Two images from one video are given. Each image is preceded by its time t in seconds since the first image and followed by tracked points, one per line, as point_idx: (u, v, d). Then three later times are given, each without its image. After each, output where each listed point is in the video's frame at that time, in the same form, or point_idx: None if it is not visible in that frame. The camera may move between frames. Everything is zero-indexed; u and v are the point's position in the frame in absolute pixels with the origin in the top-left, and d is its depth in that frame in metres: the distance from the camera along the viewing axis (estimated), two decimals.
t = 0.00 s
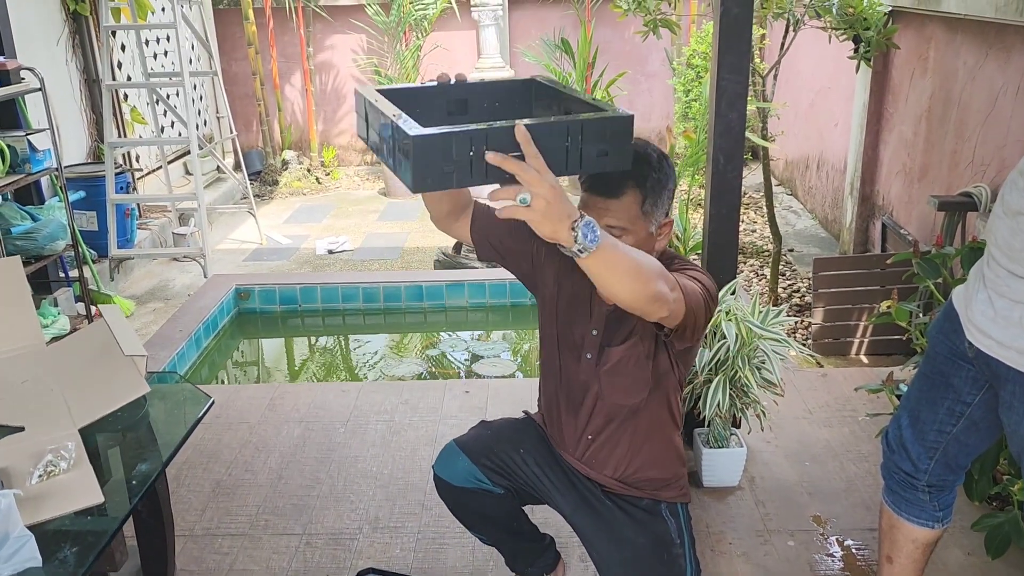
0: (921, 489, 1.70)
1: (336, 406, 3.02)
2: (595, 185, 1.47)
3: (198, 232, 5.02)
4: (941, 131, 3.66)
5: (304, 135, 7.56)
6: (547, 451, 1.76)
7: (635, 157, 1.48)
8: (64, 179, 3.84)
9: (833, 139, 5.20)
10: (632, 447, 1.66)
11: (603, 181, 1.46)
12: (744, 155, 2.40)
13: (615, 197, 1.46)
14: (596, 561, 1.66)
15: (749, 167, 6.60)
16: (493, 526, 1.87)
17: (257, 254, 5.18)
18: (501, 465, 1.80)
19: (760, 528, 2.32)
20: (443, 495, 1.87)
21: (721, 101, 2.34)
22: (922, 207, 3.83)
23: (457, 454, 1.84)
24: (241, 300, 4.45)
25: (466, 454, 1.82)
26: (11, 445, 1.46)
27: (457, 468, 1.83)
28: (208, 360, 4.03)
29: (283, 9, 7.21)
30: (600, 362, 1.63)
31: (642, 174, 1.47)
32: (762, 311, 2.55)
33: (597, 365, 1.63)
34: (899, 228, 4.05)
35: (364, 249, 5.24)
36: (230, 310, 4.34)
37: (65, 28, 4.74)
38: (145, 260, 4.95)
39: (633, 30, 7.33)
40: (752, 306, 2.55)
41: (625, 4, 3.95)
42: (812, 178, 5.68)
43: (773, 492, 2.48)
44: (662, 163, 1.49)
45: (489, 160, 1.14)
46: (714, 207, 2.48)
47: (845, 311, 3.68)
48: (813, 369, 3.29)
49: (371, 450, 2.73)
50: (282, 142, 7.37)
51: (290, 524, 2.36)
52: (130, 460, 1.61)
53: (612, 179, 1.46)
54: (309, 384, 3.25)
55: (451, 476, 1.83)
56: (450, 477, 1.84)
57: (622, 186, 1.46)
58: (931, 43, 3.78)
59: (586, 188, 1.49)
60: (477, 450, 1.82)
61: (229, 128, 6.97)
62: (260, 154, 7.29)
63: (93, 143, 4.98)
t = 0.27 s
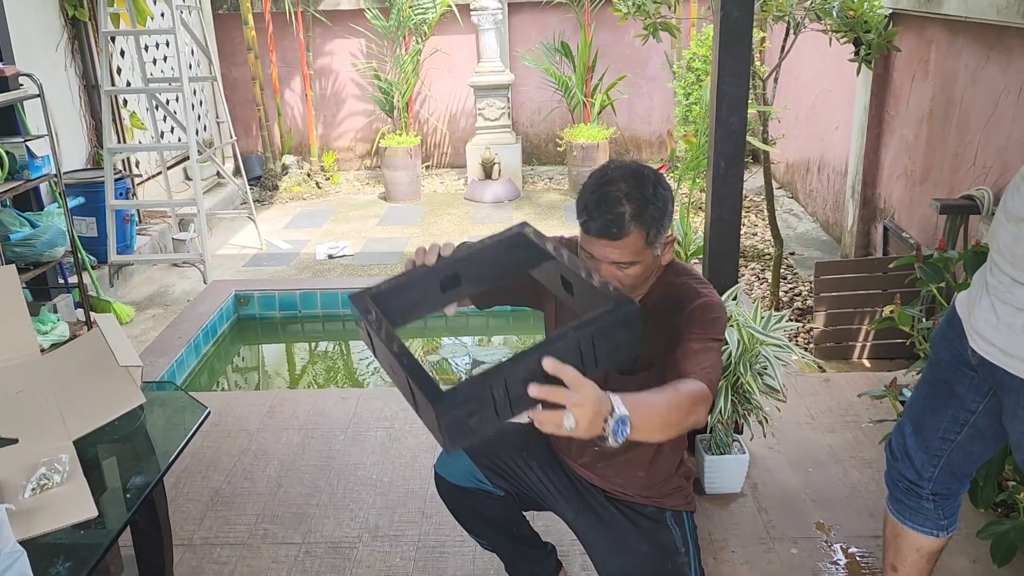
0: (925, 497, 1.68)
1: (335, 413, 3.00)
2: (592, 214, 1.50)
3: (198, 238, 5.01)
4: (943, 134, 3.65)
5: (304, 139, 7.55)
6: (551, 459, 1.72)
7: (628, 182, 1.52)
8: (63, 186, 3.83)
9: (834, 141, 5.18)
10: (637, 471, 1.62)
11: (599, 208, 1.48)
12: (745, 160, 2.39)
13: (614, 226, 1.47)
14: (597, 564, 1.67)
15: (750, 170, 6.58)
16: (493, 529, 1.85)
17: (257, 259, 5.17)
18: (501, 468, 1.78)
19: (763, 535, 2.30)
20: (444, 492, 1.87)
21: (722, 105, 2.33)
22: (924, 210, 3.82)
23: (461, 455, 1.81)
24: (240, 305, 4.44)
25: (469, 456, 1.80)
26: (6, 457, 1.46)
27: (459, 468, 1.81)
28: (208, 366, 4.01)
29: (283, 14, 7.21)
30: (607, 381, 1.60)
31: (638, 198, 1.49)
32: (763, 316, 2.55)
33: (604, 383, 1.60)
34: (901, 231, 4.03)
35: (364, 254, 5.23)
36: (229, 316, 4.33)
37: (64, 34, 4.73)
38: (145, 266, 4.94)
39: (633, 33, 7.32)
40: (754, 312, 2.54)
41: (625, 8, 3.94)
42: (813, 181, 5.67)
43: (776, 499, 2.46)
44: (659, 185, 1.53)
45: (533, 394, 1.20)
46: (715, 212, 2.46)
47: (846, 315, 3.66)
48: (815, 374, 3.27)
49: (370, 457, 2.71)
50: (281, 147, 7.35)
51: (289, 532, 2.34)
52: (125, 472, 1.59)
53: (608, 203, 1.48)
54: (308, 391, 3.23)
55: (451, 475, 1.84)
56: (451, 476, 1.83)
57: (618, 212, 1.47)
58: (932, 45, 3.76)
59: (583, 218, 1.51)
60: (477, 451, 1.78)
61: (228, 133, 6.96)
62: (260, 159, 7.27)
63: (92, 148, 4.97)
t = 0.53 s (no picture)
0: (928, 504, 1.67)
1: (335, 418, 3.00)
2: (603, 242, 1.37)
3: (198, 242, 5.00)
4: (944, 136, 3.63)
5: (304, 142, 7.55)
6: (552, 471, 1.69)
7: (632, 205, 1.41)
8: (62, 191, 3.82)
9: (835, 143, 5.17)
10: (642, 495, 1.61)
11: (611, 235, 1.37)
12: (745, 163, 2.38)
13: (631, 250, 1.35)
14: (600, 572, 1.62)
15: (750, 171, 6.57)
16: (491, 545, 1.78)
17: (257, 263, 5.17)
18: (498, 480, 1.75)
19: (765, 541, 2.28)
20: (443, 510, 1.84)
21: (722, 108, 2.32)
22: (925, 211, 3.80)
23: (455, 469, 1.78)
24: (240, 310, 4.43)
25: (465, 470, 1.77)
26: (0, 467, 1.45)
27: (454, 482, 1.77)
28: (208, 371, 4.00)
29: (283, 17, 7.21)
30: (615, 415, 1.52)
31: (648, 219, 1.39)
32: (765, 320, 2.54)
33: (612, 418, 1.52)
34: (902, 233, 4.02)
35: (364, 257, 5.22)
36: (229, 321, 4.32)
37: (63, 39, 4.73)
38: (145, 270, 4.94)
39: (633, 35, 7.32)
40: (755, 316, 2.52)
41: (625, 10, 3.93)
42: (814, 182, 5.66)
43: (778, 504, 2.44)
44: (662, 205, 1.43)
45: None
46: (715, 215, 2.45)
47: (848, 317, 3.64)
48: (817, 377, 3.26)
49: (370, 463, 2.70)
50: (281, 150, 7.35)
51: (288, 539, 2.33)
52: (122, 480, 1.58)
53: (618, 228, 1.37)
54: (308, 396, 3.22)
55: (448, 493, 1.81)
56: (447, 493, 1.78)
57: (631, 237, 1.36)
58: (932, 46, 3.75)
59: (591, 249, 1.38)
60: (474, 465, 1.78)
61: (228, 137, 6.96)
62: (260, 162, 7.26)
63: (92, 153, 4.97)
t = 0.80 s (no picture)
0: (930, 506, 1.65)
1: (334, 420, 2.98)
2: (605, 291, 1.32)
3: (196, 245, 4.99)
4: (943, 136, 3.62)
5: (302, 145, 7.54)
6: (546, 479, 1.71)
7: (639, 249, 1.34)
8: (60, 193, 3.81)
9: (835, 143, 5.16)
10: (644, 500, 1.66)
11: (613, 285, 1.31)
12: (745, 163, 2.37)
13: (633, 303, 1.30)
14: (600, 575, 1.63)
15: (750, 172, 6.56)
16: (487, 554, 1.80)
17: (256, 265, 5.15)
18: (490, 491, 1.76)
19: (766, 542, 2.27)
20: (438, 526, 1.85)
21: (721, 107, 2.31)
22: (925, 212, 3.80)
23: (446, 484, 1.82)
24: (239, 312, 4.42)
25: (455, 485, 1.80)
26: None
27: (446, 497, 1.81)
28: (206, 374, 3.99)
29: (281, 19, 7.21)
30: (630, 437, 1.56)
31: (654, 267, 1.32)
32: (766, 321, 2.53)
33: (628, 440, 1.56)
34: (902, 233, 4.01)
35: (363, 260, 5.21)
36: (227, 323, 4.31)
37: (60, 42, 4.72)
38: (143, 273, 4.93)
39: (632, 36, 7.31)
40: (755, 316, 2.51)
41: (623, 10, 3.92)
42: (813, 183, 5.65)
43: (779, 505, 2.43)
44: (670, 246, 1.36)
45: None
46: (715, 215, 2.44)
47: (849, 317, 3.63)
48: (818, 378, 3.25)
49: (369, 465, 2.69)
50: (280, 153, 7.34)
51: (287, 542, 2.32)
52: (120, 480, 1.56)
53: (622, 278, 1.31)
54: (306, 398, 3.21)
55: (441, 510, 1.82)
56: (440, 507, 1.82)
57: (635, 288, 1.30)
58: (932, 46, 3.74)
59: (592, 294, 1.34)
60: (464, 479, 1.79)
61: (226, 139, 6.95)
62: (258, 165, 7.25)
63: (90, 155, 4.96)
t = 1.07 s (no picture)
0: (929, 504, 1.65)
1: (334, 421, 2.98)
2: (578, 316, 1.32)
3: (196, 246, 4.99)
4: (942, 135, 3.63)
5: (302, 146, 7.54)
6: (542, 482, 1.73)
7: (617, 274, 1.32)
8: (60, 194, 3.81)
9: (834, 143, 5.17)
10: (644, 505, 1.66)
11: (585, 312, 1.31)
12: (744, 162, 2.37)
13: (602, 329, 1.30)
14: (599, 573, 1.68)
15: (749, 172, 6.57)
16: (487, 556, 1.82)
17: (256, 266, 5.16)
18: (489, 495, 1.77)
19: (766, 541, 2.27)
20: (434, 529, 1.84)
21: (719, 107, 2.31)
22: (925, 211, 3.80)
23: (443, 488, 1.81)
24: (239, 313, 4.43)
25: (453, 490, 1.79)
26: None
27: (443, 502, 1.81)
28: (207, 374, 3.99)
29: (280, 21, 7.22)
30: (624, 447, 1.56)
31: (629, 295, 1.30)
32: (765, 320, 2.53)
33: (622, 450, 1.56)
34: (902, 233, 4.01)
35: (363, 260, 5.21)
36: (227, 324, 4.31)
37: (60, 43, 4.73)
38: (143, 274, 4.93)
39: (632, 36, 7.32)
40: (754, 315, 2.51)
41: (622, 11, 3.93)
42: (813, 183, 5.65)
43: (779, 504, 2.43)
44: (649, 272, 1.33)
45: None
46: (714, 214, 2.45)
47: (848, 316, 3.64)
48: (817, 377, 3.25)
49: (369, 465, 2.69)
50: (279, 154, 7.35)
51: (287, 542, 2.32)
52: (120, 480, 1.56)
53: (595, 305, 1.30)
54: (307, 399, 3.21)
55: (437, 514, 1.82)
56: (437, 512, 1.82)
57: (606, 315, 1.30)
58: (930, 45, 3.75)
59: (566, 316, 1.34)
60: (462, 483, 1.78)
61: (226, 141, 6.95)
62: (258, 166, 7.26)
63: (89, 157, 4.96)
